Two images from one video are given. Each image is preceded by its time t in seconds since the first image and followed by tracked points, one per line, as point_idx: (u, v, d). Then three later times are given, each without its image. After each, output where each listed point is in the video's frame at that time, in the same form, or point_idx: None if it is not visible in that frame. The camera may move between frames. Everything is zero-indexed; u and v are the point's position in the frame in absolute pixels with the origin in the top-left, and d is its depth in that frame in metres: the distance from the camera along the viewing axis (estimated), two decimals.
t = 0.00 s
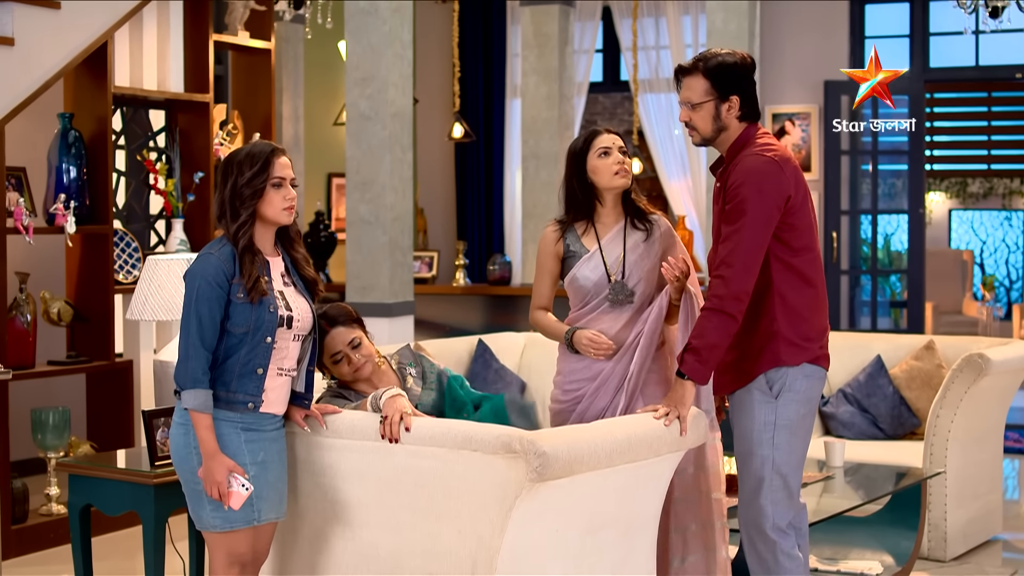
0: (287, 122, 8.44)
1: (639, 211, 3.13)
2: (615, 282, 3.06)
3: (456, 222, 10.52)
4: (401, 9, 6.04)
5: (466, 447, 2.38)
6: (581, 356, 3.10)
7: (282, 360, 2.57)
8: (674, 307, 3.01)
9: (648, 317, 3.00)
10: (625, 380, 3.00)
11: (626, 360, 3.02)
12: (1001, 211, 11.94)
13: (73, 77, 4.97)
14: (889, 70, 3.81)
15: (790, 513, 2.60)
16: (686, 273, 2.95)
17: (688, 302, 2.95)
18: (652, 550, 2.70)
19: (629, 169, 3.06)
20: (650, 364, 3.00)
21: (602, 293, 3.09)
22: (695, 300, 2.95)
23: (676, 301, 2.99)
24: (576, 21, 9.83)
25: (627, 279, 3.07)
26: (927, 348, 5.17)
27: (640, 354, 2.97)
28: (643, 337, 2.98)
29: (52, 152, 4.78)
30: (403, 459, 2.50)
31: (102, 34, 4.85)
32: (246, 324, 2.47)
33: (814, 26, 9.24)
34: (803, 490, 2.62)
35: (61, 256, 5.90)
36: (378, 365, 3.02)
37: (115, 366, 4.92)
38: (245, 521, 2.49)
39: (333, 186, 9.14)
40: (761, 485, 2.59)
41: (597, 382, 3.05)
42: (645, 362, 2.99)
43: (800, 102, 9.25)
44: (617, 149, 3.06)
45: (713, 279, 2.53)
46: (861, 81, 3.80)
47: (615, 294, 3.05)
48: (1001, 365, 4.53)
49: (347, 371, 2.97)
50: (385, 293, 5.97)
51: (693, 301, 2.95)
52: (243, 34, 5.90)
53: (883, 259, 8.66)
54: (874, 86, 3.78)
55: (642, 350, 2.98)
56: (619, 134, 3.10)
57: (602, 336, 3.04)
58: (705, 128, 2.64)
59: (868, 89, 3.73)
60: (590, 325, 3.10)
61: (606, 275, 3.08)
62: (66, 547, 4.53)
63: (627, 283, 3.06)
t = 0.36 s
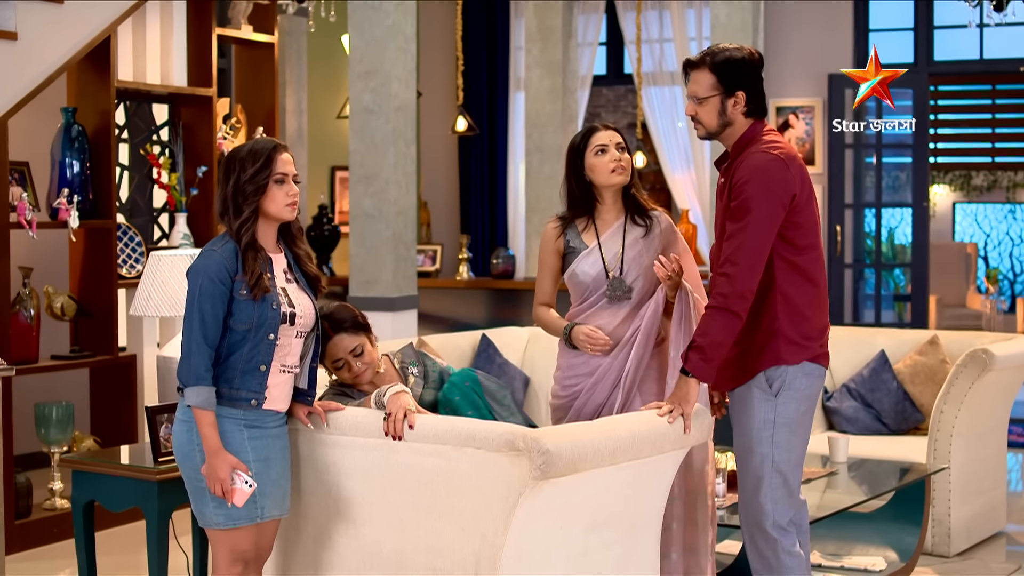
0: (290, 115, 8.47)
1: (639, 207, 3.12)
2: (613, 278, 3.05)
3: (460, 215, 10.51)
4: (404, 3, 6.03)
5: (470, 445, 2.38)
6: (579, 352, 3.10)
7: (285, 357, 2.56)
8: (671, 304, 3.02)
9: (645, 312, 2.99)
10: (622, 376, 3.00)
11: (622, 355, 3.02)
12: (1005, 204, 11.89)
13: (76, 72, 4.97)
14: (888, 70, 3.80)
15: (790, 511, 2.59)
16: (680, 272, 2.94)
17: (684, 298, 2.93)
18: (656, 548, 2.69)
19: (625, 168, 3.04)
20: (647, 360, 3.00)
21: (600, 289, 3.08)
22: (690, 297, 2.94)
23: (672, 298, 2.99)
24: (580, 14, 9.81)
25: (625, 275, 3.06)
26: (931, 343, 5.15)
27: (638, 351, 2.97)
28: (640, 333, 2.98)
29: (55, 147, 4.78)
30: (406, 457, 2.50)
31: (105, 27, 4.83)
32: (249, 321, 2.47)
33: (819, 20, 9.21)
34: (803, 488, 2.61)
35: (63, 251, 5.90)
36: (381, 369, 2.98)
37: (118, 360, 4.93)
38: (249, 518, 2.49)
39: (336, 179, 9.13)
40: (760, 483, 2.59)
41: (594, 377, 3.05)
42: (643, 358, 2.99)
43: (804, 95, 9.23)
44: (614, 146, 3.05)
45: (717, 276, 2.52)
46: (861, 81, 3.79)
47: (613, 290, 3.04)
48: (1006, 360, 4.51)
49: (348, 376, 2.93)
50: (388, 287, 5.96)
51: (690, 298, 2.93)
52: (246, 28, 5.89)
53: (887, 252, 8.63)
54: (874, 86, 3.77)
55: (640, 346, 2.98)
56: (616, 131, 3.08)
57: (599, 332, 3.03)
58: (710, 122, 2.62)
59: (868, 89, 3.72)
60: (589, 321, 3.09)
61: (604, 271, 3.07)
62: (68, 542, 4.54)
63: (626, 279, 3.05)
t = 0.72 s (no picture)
0: (290, 108, 8.51)
1: (641, 203, 3.09)
2: (611, 275, 3.05)
3: (460, 209, 10.51)
4: None
5: (469, 443, 2.38)
6: (576, 346, 3.10)
7: (285, 356, 2.56)
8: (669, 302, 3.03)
9: (642, 312, 3.00)
10: (618, 372, 3.00)
11: (618, 351, 3.02)
12: (1006, 197, 11.89)
13: (76, 66, 4.96)
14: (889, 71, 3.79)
15: (787, 509, 2.59)
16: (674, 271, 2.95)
17: (681, 298, 2.92)
18: (655, 545, 2.69)
19: (612, 175, 3.00)
20: (644, 357, 3.00)
21: (599, 285, 3.08)
22: (688, 296, 2.92)
23: (669, 297, 2.98)
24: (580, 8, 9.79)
25: (624, 272, 3.04)
26: (932, 338, 5.14)
27: (634, 348, 2.97)
28: (637, 330, 2.99)
29: (55, 141, 4.77)
30: (405, 454, 2.50)
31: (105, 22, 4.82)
32: (251, 319, 2.47)
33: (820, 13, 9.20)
34: (799, 485, 2.61)
35: (62, 245, 5.90)
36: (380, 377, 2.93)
37: (118, 355, 4.93)
38: (247, 514, 2.50)
39: (336, 173, 9.11)
40: (756, 481, 2.59)
41: (589, 373, 3.06)
42: (639, 355, 2.99)
43: (805, 89, 9.22)
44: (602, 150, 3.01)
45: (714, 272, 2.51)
46: (861, 82, 3.79)
47: (610, 288, 3.04)
48: (1006, 357, 4.51)
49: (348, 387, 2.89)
50: (388, 282, 5.95)
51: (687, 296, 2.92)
52: (246, 22, 5.88)
53: (887, 247, 8.63)
54: (874, 86, 3.77)
55: (638, 343, 2.98)
56: (611, 129, 3.03)
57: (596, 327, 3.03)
58: (712, 111, 2.63)
59: (868, 89, 3.72)
60: (586, 317, 3.09)
61: (604, 267, 3.07)
62: (68, 537, 4.55)
63: (624, 277, 3.04)
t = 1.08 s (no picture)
0: (287, 104, 8.44)
1: (640, 200, 3.05)
2: (608, 273, 3.05)
3: (457, 204, 10.50)
4: None
5: (465, 443, 2.38)
6: (572, 346, 3.11)
7: (275, 354, 2.56)
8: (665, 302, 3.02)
9: (636, 313, 3.00)
10: (611, 373, 3.00)
11: (613, 351, 3.01)
12: (1004, 191, 11.87)
13: (72, 63, 4.95)
14: (888, 70, 3.79)
15: (782, 508, 2.59)
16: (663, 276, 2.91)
17: (675, 297, 2.92)
18: (651, 545, 2.70)
19: (600, 181, 3.00)
20: (639, 357, 2.99)
21: (595, 283, 3.08)
22: (681, 296, 2.93)
23: (663, 299, 2.97)
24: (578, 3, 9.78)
25: (621, 271, 3.04)
26: (929, 335, 5.15)
27: (629, 348, 2.97)
28: (631, 331, 2.98)
29: (52, 138, 4.76)
30: (402, 454, 2.50)
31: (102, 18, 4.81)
32: (242, 317, 2.46)
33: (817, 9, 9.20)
34: (795, 485, 2.61)
35: (59, 242, 5.90)
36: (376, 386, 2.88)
37: (115, 352, 4.92)
38: (235, 518, 2.51)
39: (333, 168, 9.10)
40: (751, 481, 2.59)
41: (584, 372, 3.06)
42: (634, 356, 2.99)
43: (802, 85, 9.22)
44: (590, 156, 3.00)
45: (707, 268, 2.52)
46: (861, 82, 3.78)
47: (606, 287, 3.04)
48: (1002, 354, 4.52)
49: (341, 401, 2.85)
50: (385, 278, 5.95)
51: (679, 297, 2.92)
52: (243, 18, 5.88)
53: (885, 242, 8.65)
54: (874, 85, 3.76)
55: (632, 343, 2.98)
56: (602, 134, 2.98)
57: (590, 327, 3.03)
58: (714, 107, 2.62)
59: (868, 88, 3.71)
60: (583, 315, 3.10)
61: (601, 265, 3.07)
62: (64, 535, 4.55)
63: (620, 276, 3.04)
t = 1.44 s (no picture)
0: (287, 100, 8.42)
1: (642, 200, 3.04)
2: (608, 273, 3.05)
3: (457, 201, 10.50)
4: None
5: (464, 444, 2.37)
6: (571, 347, 3.12)
7: (257, 359, 2.57)
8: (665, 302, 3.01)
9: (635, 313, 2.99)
10: (610, 374, 3.00)
11: (611, 353, 3.01)
12: (1004, 187, 11.89)
13: (71, 61, 4.95)
14: (889, 70, 3.78)
15: (782, 510, 2.59)
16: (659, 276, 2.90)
17: (672, 296, 2.90)
18: (651, 546, 2.70)
19: (602, 183, 3.00)
20: (637, 358, 2.99)
21: (595, 282, 3.08)
22: (679, 295, 2.91)
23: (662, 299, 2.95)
24: None
25: (620, 271, 3.04)
26: (929, 333, 5.14)
27: (627, 349, 2.97)
28: (630, 331, 2.98)
29: (52, 136, 4.76)
30: (401, 455, 2.50)
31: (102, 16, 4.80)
32: (225, 323, 2.47)
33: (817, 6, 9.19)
34: (794, 486, 2.61)
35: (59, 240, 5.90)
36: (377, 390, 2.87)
37: (115, 350, 4.92)
38: (219, 522, 2.51)
39: (333, 165, 9.09)
40: (752, 482, 2.59)
41: (583, 372, 3.06)
42: (632, 357, 2.99)
43: (803, 81, 9.22)
44: (591, 158, 2.99)
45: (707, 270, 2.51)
46: (861, 82, 3.77)
47: (605, 287, 3.04)
48: (1003, 353, 4.51)
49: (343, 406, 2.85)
50: (385, 276, 5.94)
51: (677, 298, 2.90)
52: (242, 16, 5.88)
53: (885, 239, 8.64)
54: (874, 85, 3.75)
55: (631, 343, 2.98)
56: (603, 137, 2.97)
57: (590, 326, 3.04)
58: (714, 114, 2.61)
59: (868, 88, 3.70)
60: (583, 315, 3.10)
61: (601, 265, 3.07)
62: (64, 533, 4.55)
63: (620, 276, 3.04)
